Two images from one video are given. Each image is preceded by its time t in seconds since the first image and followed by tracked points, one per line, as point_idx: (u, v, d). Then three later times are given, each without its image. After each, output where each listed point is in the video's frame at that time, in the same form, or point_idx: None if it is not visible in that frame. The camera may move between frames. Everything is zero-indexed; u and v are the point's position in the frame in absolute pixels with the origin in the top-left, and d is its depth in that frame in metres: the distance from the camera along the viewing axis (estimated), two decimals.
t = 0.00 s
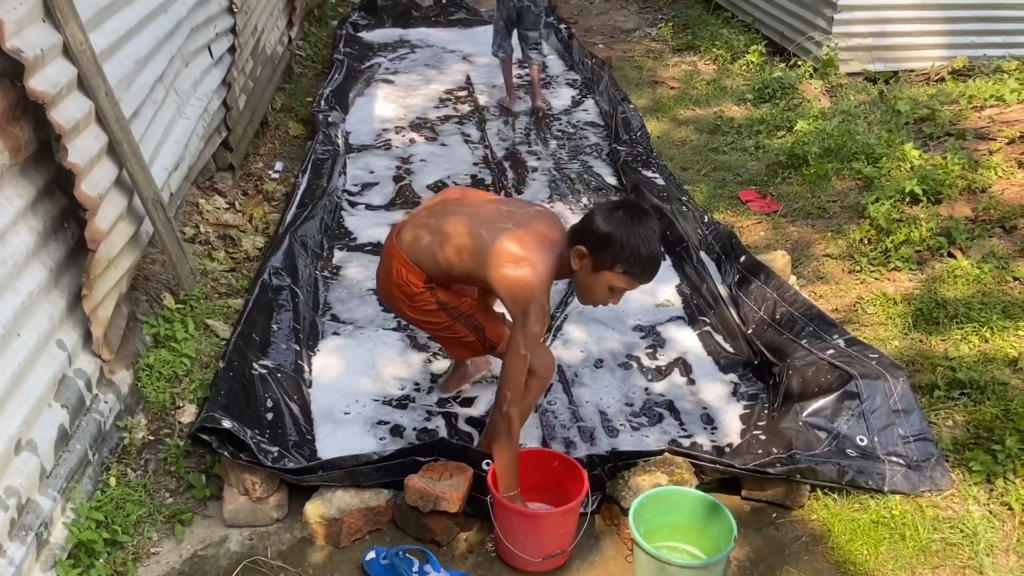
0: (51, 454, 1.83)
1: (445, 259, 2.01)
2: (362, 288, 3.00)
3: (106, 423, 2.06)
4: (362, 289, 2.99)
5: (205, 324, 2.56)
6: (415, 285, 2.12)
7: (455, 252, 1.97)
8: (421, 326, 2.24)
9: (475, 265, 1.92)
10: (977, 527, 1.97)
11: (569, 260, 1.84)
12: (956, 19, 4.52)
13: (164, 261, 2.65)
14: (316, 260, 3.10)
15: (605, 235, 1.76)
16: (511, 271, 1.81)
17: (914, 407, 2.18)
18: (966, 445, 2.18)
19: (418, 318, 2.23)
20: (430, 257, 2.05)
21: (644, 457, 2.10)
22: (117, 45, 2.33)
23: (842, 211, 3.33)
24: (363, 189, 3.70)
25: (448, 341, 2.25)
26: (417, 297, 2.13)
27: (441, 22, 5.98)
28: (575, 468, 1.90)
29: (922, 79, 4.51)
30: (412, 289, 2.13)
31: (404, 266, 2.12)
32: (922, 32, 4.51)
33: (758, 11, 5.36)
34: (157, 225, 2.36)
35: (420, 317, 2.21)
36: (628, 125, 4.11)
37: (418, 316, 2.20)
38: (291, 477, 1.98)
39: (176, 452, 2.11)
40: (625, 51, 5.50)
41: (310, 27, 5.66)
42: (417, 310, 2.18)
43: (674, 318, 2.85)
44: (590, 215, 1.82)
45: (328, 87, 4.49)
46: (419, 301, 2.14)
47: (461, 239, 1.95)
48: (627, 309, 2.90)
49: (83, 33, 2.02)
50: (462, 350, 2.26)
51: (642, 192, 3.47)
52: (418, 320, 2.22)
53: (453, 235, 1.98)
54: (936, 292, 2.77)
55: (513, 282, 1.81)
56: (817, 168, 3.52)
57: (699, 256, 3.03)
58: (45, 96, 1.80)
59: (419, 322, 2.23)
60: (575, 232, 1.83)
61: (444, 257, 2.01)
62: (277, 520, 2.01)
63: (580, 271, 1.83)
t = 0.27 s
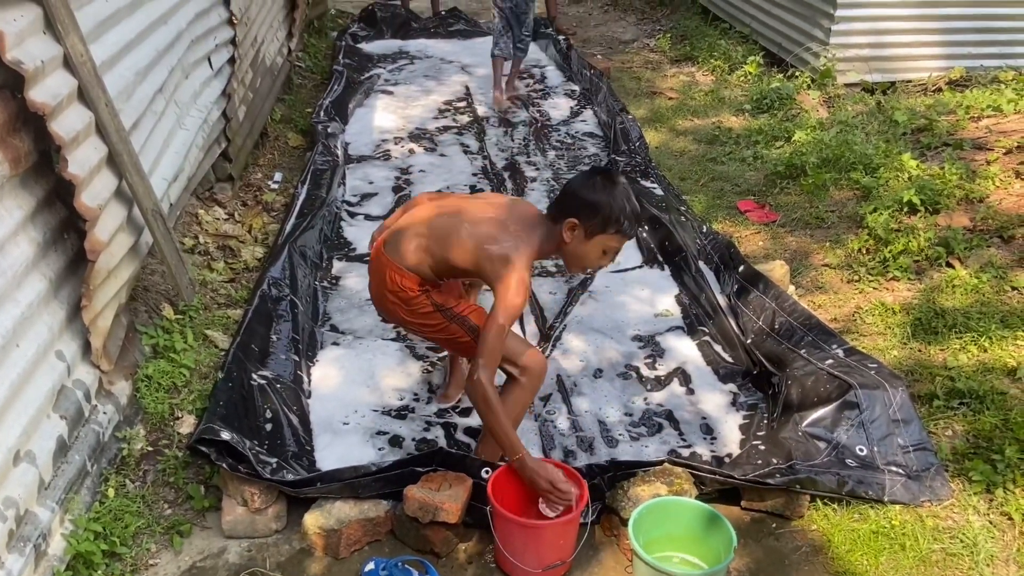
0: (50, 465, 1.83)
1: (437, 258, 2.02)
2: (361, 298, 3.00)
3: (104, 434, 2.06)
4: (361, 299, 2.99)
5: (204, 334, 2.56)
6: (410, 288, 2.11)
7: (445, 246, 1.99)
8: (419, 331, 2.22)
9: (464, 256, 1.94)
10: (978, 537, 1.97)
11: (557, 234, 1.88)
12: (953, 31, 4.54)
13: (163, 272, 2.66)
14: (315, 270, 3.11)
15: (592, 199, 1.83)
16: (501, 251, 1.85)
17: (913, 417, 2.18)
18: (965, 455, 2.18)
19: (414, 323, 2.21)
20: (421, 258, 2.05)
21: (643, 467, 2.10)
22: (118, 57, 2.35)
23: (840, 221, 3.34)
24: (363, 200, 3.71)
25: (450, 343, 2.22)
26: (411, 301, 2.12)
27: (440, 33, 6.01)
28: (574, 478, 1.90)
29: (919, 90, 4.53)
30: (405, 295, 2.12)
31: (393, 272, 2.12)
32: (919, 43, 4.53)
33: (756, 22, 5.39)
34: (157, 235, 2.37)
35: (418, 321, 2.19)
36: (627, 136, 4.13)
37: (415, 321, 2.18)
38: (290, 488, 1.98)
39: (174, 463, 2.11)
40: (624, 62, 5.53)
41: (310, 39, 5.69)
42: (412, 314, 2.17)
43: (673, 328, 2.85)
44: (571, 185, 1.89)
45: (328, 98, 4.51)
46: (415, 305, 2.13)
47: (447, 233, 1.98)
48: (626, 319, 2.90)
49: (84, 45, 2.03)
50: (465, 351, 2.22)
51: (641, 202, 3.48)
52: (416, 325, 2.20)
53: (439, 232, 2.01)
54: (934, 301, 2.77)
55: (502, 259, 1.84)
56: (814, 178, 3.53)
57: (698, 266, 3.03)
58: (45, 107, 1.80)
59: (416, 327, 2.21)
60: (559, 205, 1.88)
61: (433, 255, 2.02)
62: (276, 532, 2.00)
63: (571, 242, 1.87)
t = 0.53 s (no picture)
0: (51, 480, 1.83)
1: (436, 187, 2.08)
2: (362, 312, 3.01)
3: (105, 449, 2.06)
4: (362, 313, 3.00)
5: (205, 349, 2.57)
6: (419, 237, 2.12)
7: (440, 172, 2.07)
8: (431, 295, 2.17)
9: (459, 170, 2.04)
10: (979, 552, 1.96)
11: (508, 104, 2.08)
12: (951, 45, 4.57)
13: (165, 286, 2.66)
14: (316, 284, 3.11)
15: (532, 66, 2.00)
16: (486, 130, 2.01)
17: (915, 431, 2.17)
18: (966, 470, 2.17)
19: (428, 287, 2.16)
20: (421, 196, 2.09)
21: (644, 482, 2.10)
22: (121, 73, 2.37)
23: (840, 234, 3.35)
24: (364, 214, 3.72)
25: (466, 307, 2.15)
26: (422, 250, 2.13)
27: (441, 48, 6.05)
28: (575, 493, 1.89)
29: (918, 104, 4.56)
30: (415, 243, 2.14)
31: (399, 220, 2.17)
32: (917, 58, 4.56)
33: (755, 37, 5.42)
34: (159, 250, 2.38)
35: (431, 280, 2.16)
36: (626, 150, 4.15)
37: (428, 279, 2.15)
38: (290, 503, 1.98)
39: (175, 478, 2.11)
40: (623, 76, 5.57)
41: (312, 54, 5.73)
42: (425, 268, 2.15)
43: (673, 342, 2.85)
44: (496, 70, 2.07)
45: (329, 112, 4.53)
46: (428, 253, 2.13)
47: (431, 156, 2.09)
48: (627, 332, 2.90)
49: (87, 61, 2.05)
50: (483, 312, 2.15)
51: (641, 216, 3.49)
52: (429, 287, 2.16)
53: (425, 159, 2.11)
54: (934, 315, 2.78)
55: (492, 142, 1.99)
56: (814, 192, 3.54)
57: (698, 280, 3.04)
58: (49, 123, 1.82)
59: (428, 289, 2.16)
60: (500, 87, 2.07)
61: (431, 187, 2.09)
62: (277, 547, 2.00)
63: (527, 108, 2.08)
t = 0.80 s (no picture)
0: (50, 498, 1.82)
1: (443, 109, 2.31)
2: (362, 328, 3.00)
3: (105, 467, 2.05)
4: (363, 329, 2.99)
5: (205, 366, 2.56)
6: (437, 159, 2.37)
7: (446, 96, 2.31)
8: (441, 211, 2.45)
9: (456, 88, 2.30)
10: (983, 572, 1.95)
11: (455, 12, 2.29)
12: (950, 62, 4.59)
13: (166, 302, 2.66)
14: (317, 300, 3.11)
15: None
16: (455, 44, 2.24)
17: (918, 449, 2.16)
18: (969, 488, 2.16)
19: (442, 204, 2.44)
20: (434, 121, 2.32)
21: (646, 501, 2.09)
22: (124, 91, 2.38)
23: (841, 251, 3.35)
24: (365, 230, 3.73)
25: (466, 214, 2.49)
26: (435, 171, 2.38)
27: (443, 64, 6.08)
28: (576, 512, 1.88)
29: (917, 121, 4.58)
30: (433, 165, 2.37)
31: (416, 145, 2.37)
32: (917, 75, 4.58)
33: (755, 54, 5.45)
34: (160, 267, 2.38)
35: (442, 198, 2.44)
36: (627, 166, 4.16)
37: (442, 199, 2.43)
38: (290, 522, 1.97)
39: (174, 496, 2.10)
40: (624, 93, 5.60)
41: (314, 71, 5.76)
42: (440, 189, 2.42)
43: (674, 358, 2.84)
44: None
45: (331, 128, 4.55)
46: (444, 174, 2.39)
47: (428, 79, 2.29)
48: (628, 349, 2.90)
49: (90, 80, 2.06)
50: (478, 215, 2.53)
51: (642, 232, 3.49)
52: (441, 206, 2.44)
53: (421, 84, 2.31)
54: (936, 332, 2.77)
55: (468, 51, 2.23)
56: (814, 208, 3.55)
57: (699, 296, 3.04)
58: (51, 141, 1.82)
59: (440, 205, 2.44)
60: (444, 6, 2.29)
61: (440, 111, 2.31)
62: (276, 566, 1.98)
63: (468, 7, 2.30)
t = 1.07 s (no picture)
0: (53, 518, 1.81)
1: (447, 84, 2.69)
2: (365, 346, 3.00)
3: (107, 487, 2.04)
4: (366, 347, 2.99)
5: (208, 384, 2.56)
6: (449, 135, 2.71)
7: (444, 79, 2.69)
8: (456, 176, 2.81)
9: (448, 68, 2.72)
10: None
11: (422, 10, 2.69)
12: (951, 82, 4.61)
13: (169, 320, 2.67)
14: (320, 318, 3.11)
15: None
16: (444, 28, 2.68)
17: (922, 469, 2.15)
18: (975, 509, 2.15)
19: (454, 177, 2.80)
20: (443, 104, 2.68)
21: (650, 521, 2.07)
22: (131, 111, 2.40)
23: (844, 269, 3.35)
24: (368, 247, 3.74)
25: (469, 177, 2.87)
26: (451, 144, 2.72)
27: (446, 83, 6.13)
28: (580, 533, 1.87)
29: (919, 140, 4.60)
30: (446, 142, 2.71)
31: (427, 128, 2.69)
32: (918, 94, 4.61)
33: (756, 73, 5.49)
34: (164, 285, 2.39)
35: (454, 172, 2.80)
36: (629, 184, 4.18)
37: (453, 171, 2.79)
38: (292, 542, 1.96)
39: (177, 516, 2.09)
40: (626, 111, 5.63)
41: (317, 90, 5.81)
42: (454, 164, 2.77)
43: (678, 377, 2.84)
44: None
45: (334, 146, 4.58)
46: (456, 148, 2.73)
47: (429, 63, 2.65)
48: (631, 367, 2.89)
49: (97, 100, 2.08)
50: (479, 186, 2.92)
51: (644, 250, 3.50)
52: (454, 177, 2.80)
53: (425, 68, 2.65)
54: (940, 351, 2.77)
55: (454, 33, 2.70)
56: (816, 227, 3.56)
57: (702, 314, 3.04)
58: (58, 161, 1.84)
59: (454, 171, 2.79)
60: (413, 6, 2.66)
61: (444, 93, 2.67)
62: None
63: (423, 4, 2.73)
